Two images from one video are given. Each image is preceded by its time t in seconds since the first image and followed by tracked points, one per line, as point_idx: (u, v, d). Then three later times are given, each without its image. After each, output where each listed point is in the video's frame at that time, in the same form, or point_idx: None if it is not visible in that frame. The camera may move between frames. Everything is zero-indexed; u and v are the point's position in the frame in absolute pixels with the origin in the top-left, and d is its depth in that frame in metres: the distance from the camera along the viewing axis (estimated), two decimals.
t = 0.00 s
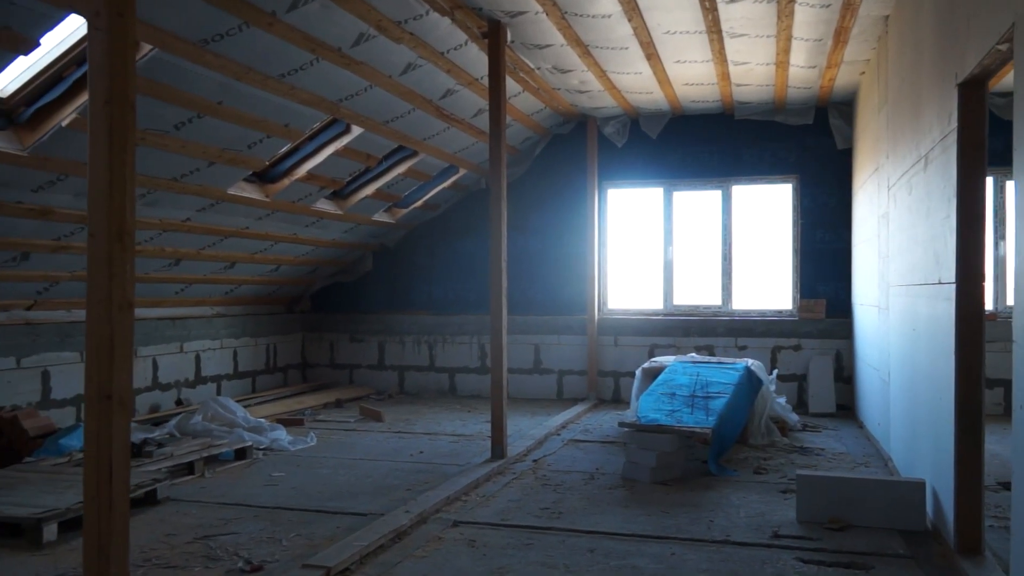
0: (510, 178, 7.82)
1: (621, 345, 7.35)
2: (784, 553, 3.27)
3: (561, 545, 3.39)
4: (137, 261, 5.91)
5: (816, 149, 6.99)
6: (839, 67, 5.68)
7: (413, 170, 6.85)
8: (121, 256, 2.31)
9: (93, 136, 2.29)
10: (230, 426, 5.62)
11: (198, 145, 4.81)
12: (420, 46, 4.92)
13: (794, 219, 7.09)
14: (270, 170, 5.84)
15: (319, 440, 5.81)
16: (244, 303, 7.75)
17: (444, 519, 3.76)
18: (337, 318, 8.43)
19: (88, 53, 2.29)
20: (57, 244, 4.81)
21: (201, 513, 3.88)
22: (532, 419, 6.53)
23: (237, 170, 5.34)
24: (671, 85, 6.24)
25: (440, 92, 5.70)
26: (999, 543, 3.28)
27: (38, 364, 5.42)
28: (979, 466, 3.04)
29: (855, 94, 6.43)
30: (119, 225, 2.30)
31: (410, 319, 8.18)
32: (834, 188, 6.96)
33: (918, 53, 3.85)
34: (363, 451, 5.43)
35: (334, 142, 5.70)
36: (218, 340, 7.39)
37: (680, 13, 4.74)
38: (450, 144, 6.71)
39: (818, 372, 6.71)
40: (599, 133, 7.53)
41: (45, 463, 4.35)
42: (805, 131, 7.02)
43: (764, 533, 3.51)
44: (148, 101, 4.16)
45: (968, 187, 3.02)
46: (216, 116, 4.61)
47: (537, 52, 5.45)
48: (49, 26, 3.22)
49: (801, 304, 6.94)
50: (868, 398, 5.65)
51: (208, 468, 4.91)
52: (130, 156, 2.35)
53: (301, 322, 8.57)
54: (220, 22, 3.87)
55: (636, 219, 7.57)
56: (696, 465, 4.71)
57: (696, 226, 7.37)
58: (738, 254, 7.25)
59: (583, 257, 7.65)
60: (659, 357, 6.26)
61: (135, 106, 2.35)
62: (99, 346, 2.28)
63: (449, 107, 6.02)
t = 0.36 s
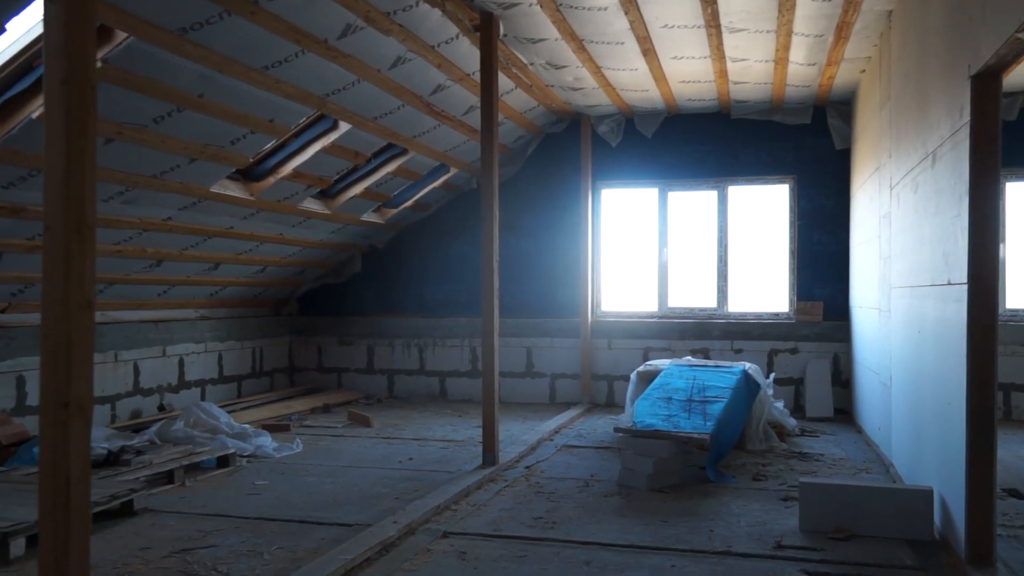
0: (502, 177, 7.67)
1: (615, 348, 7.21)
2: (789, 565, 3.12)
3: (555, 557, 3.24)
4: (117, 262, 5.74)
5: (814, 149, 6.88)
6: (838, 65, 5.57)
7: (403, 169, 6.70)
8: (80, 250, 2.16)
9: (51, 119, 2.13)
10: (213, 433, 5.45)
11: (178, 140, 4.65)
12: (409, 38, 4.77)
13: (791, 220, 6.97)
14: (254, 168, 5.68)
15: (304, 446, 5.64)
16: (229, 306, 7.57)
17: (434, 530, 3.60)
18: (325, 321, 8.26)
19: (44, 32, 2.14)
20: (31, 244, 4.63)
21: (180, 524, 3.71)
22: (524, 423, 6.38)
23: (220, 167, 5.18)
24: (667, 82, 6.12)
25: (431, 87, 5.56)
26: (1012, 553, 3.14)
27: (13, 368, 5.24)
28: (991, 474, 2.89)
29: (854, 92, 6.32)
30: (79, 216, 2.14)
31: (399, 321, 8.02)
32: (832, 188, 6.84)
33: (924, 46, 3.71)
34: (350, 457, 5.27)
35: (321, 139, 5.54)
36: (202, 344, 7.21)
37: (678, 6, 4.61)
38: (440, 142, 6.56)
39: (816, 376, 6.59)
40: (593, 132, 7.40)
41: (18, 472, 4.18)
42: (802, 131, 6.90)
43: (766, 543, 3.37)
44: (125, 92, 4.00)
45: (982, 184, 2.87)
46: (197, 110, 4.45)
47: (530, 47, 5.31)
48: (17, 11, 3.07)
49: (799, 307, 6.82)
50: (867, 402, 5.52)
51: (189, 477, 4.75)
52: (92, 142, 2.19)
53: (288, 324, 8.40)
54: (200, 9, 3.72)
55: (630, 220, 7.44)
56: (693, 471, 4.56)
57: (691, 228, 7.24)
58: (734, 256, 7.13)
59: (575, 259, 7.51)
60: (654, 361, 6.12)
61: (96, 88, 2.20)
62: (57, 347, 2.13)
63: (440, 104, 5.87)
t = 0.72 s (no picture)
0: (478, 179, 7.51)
1: (593, 353, 7.07)
2: None
3: None
4: (75, 264, 5.49)
5: (794, 151, 6.79)
6: (820, 66, 5.48)
7: (376, 170, 6.51)
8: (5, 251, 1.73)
9: None
10: (175, 444, 5.23)
11: (139, 136, 4.45)
12: (383, 34, 4.60)
13: (771, 224, 6.88)
14: (221, 167, 5.47)
15: (272, 457, 5.43)
16: (194, 310, 7.33)
17: (405, 549, 3.43)
18: (295, 326, 8.04)
19: None
20: None
21: (135, 546, 3.51)
22: (500, 431, 6.22)
23: (184, 166, 4.97)
24: (646, 83, 6.00)
25: (405, 85, 5.38)
26: (1009, 567, 3.02)
27: None
28: (989, 489, 2.75)
29: (834, 94, 6.24)
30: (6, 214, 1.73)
31: (372, 326, 7.82)
32: (812, 192, 6.76)
33: (914, 42, 3.57)
34: (320, 468, 5.07)
35: (290, 138, 5.34)
36: (166, 349, 6.97)
37: (660, 3, 4.48)
38: (415, 143, 6.39)
39: (797, 381, 6.49)
40: (570, 133, 7.28)
41: None
42: (782, 133, 6.82)
43: (753, 559, 3.22)
44: (78, 85, 3.81)
45: (977, 186, 2.73)
46: (158, 105, 4.26)
47: (507, 44, 5.16)
48: None
49: (779, 311, 6.72)
50: (850, 408, 5.43)
51: (147, 492, 4.54)
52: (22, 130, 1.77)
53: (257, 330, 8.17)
54: None
55: (608, 223, 7.31)
56: (675, 482, 4.43)
57: (669, 231, 7.13)
58: (713, 260, 7.02)
59: (553, 262, 7.36)
60: (632, 367, 5.99)
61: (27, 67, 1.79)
62: None
63: (414, 103, 5.70)
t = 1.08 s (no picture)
0: (445, 176, 7.34)
1: (562, 355, 6.93)
2: None
3: None
4: (20, 261, 5.23)
5: (765, 151, 6.72)
6: (794, 63, 5.40)
7: (339, 166, 6.31)
8: None
9: None
10: (126, 450, 4.99)
11: (85, 126, 4.22)
12: (344, 22, 4.41)
13: (742, 224, 6.80)
14: (176, 161, 5.24)
15: (229, 463, 5.21)
16: (150, 310, 7.07)
17: (365, 561, 3.25)
18: (256, 326, 7.79)
19: None
20: None
21: (76, 561, 3.29)
22: (466, 435, 6.06)
23: (135, 159, 4.74)
24: (617, 79, 5.88)
25: (369, 77, 5.20)
26: None
27: None
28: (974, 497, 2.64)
29: (807, 93, 6.18)
30: None
31: (336, 327, 7.60)
32: (784, 192, 6.69)
33: (895, 33, 3.45)
34: (279, 475, 4.86)
35: (248, 130, 5.13)
36: (119, 351, 6.70)
37: None
38: (380, 137, 6.20)
39: (768, 384, 6.41)
40: (540, 130, 7.14)
41: None
42: (753, 132, 6.74)
43: (730, 570, 3.09)
44: (16, 69, 3.58)
45: (962, 181, 2.62)
46: (104, 92, 4.03)
47: (475, 36, 5.00)
48: None
49: (750, 312, 6.64)
50: (823, 411, 5.35)
51: (94, 501, 4.31)
52: None
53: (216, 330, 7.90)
54: None
55: (578, 222, 7.18)
56: (647, 487, 4.30)
57: (640, 231, 7.02)
58: (685, 260, 6.92)
59: (521, 262, 7.21)
60: (602, 369, 5.86)
61: None
62: None
63: (378, 96, 5.52)
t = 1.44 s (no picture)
0: (422, 173, 7.14)
1: (541, 357, 6.75)
2: None
3: None
4: None
5: (749, 149, 6.59)
6: (780, 56, 5.28)
7: (311, 161, 6.09)
8: None
9: None
10: (83, 455, 4.74)
11: (38, 115, 3.98)
12: (314, 8, 4.21)
13: (725, 224, 6.66)
14: (139, 154, 5.00)
15: (193, 468, 4.97)
16: (115, 310, 6.81)
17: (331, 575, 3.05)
18: (226, 326, 7.54)
19: None
20: None
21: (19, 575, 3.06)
22: (442, 439, 5.86)
23: (94, 150, 4.51)
24: (598, 72, 5.72)
25: (341, 67, 4.99)
26: None
27: None
28: (979, 510, 2.49)
29: (792, 89, 6.05)
30: None
31: (309, 328, 7.37)
32: (768, 191, 6.55)
33: (890, 22, 3.33)
34: (244, 481, 4.64)
35: (215, 122, 4.90)
36: (81, 351, 6.44)
37: None
38: (354, 132, 5.99)
39: (751, 387, 6.27)
40: (519, 127, 6.97)
41: None
42: (737, 129, 6.61)
43: None
44: None
45: (968, 174, 2.49)
46: (58, 79, 3.80)
47: (451, 25, 4.81)
48: None
49: (733, 314, 6.50)
50: (809, 416, 5.22)
51: (46, 509, 4.05)
52: None
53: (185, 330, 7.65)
54: None
55: (557, 221, 7.00)
56: (629, 495, 4.13)
57: (622, 230, 6.86)
58: (667, 260, 6.77)
59: (500, 262, 7.02)
60: (583, 372, 5.69)
61: None
62: None
63: (351, 88, 5.31)
